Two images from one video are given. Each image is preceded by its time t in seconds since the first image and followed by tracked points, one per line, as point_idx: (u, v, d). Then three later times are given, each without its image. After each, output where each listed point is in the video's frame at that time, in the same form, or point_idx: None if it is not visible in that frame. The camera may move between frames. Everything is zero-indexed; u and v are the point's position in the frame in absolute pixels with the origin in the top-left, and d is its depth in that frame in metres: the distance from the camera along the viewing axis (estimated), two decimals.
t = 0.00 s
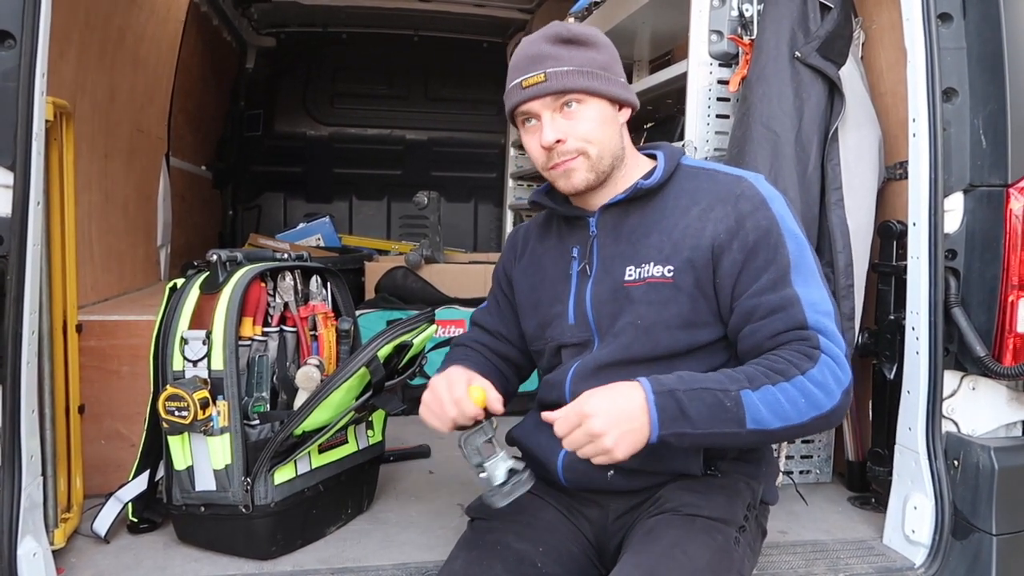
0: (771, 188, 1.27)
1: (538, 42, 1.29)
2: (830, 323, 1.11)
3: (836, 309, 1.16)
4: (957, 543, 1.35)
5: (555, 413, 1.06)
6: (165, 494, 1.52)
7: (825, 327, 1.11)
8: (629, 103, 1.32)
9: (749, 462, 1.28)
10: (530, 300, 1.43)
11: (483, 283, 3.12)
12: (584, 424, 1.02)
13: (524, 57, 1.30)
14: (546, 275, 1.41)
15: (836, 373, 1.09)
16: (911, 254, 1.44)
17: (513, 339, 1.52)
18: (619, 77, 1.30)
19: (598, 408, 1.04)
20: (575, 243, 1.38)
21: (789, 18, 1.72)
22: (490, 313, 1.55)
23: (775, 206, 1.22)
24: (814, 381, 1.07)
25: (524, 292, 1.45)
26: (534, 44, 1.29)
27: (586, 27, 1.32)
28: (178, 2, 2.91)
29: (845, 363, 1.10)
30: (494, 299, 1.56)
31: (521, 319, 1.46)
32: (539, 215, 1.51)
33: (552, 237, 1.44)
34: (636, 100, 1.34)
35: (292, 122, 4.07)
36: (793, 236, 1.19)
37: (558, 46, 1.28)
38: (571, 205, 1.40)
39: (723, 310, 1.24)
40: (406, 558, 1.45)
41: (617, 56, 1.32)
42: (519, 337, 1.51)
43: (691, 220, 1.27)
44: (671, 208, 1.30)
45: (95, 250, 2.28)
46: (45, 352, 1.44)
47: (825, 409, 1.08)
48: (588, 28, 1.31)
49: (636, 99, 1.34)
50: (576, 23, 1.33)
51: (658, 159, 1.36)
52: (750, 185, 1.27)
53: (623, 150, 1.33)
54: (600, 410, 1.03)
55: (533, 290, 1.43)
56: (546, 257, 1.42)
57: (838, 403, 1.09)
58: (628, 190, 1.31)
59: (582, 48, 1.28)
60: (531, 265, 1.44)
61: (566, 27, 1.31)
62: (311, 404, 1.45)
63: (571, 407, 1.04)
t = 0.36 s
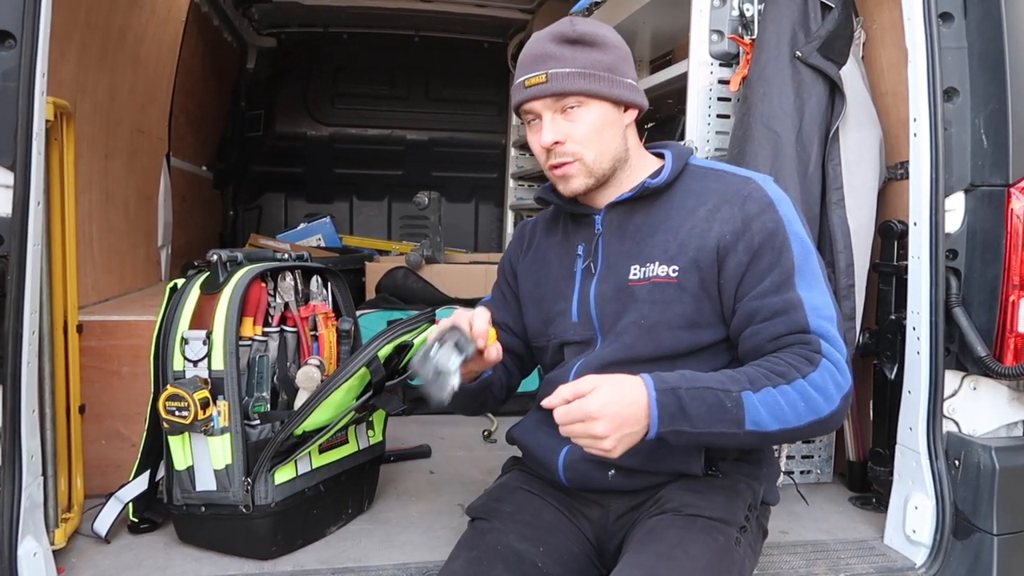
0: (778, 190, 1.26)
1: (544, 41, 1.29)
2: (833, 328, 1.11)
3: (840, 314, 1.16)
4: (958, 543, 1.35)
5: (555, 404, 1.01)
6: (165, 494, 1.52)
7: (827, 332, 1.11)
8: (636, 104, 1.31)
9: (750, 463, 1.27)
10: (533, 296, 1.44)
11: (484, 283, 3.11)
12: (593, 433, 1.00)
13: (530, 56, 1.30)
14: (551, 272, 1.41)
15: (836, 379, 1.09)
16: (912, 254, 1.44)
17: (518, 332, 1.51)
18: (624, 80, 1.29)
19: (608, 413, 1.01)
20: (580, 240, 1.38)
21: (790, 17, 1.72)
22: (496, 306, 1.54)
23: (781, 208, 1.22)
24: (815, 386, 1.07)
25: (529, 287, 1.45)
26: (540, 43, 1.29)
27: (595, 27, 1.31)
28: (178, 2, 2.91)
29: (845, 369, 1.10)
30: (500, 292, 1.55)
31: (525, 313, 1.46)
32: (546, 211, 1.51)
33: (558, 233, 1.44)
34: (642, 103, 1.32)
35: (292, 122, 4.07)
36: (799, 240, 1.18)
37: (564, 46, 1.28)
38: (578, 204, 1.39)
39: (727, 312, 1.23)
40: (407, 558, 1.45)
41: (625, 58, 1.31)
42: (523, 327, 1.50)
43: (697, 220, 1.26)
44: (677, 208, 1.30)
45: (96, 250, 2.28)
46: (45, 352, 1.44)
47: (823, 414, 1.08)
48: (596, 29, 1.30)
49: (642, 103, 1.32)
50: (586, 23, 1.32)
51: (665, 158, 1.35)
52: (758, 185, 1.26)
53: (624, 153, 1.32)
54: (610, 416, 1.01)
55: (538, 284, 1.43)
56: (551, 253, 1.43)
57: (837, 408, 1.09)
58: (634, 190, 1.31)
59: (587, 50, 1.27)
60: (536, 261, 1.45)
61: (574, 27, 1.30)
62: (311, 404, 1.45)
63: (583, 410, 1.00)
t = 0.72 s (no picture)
0: (780, 191, 1.26)
1: (549, 37, 1.29)
2: (831, 330, 1.11)
3: (839, 316, 1.16)
4: (958, 543, 1.35)
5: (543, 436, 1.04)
6: (165, 494, 1.52)
7: (825, 334, 1.10)
8: (639, 102, 1.31)
9: (750, 463, 1.27)
10: (533, 294, 1.44)
11: (483, 283, 3.11)
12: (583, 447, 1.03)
13: (535, 52, 1.30)
14: (551, 272, 1.41)
15: (832, 381, 1.09)
16: (912, 254, 1.44)
17: (517, 330, 1.51)
18: (628, 77, 1.29)
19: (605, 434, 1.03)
20: (581, 240, 1.38)
21: (790, 17, 1.72)
22: (494, 305, 1.53)
23: (783, 210, 1.21)
24: (810, 390, 1.07)
25: (529, 286, 1.45)
26: (545, 39, 1.29)
27: (600, 24, 1.31)
28: (178, 2, 2.90)
29: (843, 372, 1.10)
30: (499, 291, 1.54)
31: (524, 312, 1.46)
32: (546, 209, 1.51)
33: (558, 232, 1.44)
34: (646, 101, 1.32)
35: (292, 122, 4.07)
36: (800, 241, 1.18)
37: (569, 43, 1.28)
38: (580, 202, 1.39)
39: (728, 312, 1.23)
40: (407, 557, 1.45)
41: (630, 55, 1.31)
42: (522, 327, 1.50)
43: (699, 221, 1.26)
44: (680, 207, 1.29)
45: (96, 250, 2.28)
46: (45, 352, 1.44)
47: (820, 417, 1.09)
48: (601, 26, 1.30)
49: (646, 101, 1.32)
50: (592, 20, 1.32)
51: (667, 158, 1.35)
52: (761, 187, 1.26)
53: (628, 151, 1.32)
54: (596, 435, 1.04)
55: (537, 284, 1.43)
56: (551, 252, 1.43)
57: (835, 410, 1.09)
58: (637, 189, 1.30)
59: (592, 46, 1.27)
60: (536, 262, 1.45)
61: (580, 24, 1.30)
62: (310, 404, 1.45)
63: (576, 435, 1.02)
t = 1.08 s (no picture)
0: (777, 190, 1.26)
1: (530, 59, 1.27)
2: (829, 328, 1.11)
3: (837, 314, 1.16)
4: (958, 542, 1.35)
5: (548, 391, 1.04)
6: (166, 493, 1.52)
7: (822, 331, 1.11)
8: (632, 105, 1.29)
9: (750, 462, 1.27)
10: (535, 298, 1.44)
11: (484, 283, 3.11)
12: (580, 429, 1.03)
13: (518, 75, 1.28)
14: (551, 274, 1.41)
15: (830, 379, 1.09)
16: (912, 253, 1.44)
17: (527, 339, 1.53)
18: (615, 86, 1.26)
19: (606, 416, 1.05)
20: (580, 241, 1.38)
21: (790, 17, 1.72)
22: (502, 318, 1.55)
23: (780, 209, 1.21)
24: (808, 387, 1.08)
25: (530, 290, 1.46)
26: (526, 61, 1.27)
27: (580, 35, 1.27)
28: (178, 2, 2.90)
29: (840, 370, 1.10)
30: (504, 302, 1.56)
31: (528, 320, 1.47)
32: (547, 210, 1.51)
33: (556, 235, 1.44)
34: (637, 104, 1.30)
35: (293, 122, 4.07)
36: (797, 239, 1.18)
37: (550, 63, 1.25)
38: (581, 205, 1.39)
39: (726, 311, 1.23)
40: (407, 557, 1.45)
41: (614, 61, 1.28)
42: (530, 335, 1.52)
43: (696, 220, 1.26)
44: (677, 208, 1.29)
45: (96, 250, 2.28)
46: (45, 352, 1.44)
47: (817, 414, 1.09)
48: (581, 37, 1.27)
49: (637, 104, 1.30)
50: (570, 30, 1.28)
51: (665, 158, 1.35)
52: (757, 186, 1.26)
53: (624, 158, 1.32)
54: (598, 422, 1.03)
55: (538, 285, 1.43)
56: (550, 255, 1.43)
57: (831, 408, 1.09)
58: (635, 190, 1.30)
59: (574, 62, 1.25)
60: (536, 262, 1.45)
61: (559, 39, 1.27)
62: (311, 404, 1.45)
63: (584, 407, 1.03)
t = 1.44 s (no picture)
0: (776, 191, 1.25)
1: (526, 60, 1.26)
2: (828, 331, 1.11)
3: (836, 316, 1.16)
4: (959, 543, 1.35)
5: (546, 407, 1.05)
6: (166, 493, 1.52)
7: (821, 334, 1.11)
8: (630, 103, 1.29)
9: (749, 462, 1.27)
10: (535, 298, 1.44)
11: (484, 283, 3.11)
12: (589, 439, 1.03)
13: (514, 76, 1.28)
14: (552, 274, 1.41)
15: (829, 383, 1.09)
16: (913, 254, 1.44)
17: (527, 339, 1.52)
18: (612, 84, 1.26)
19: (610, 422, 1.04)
20: (580, 241, 1.38)
21: (791, 17, 1.72)
22: (503, 318, 1.56)
23: (780, 210, 1.21)
24: (807, 391, 1.08)
25: (530, 290, 1.46)
26: (521, 62, 1.27)
27: (575, 34, 1.27)
28: (178, 2, 2.90)
29: (839, 373, 1.10)
30: (505, 303, 1.56)
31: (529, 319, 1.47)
32: (547, 211, 1.51)
33: (557, 236, 1.44)
34: (634, 102, 1.29)
35: (293, 122, 4.07)
36: (796, 241, 1.17)
37: (546, 63, 1.25)
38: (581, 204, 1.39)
39: (725, 312, 1.23)
40: (407, 557, 1.45)
41: (609, 60, 1.27)
42: (530, 335, 1.51)
43: (696, 221, 1.26)
44: (676, 209, 1.29)
45: (97, 249, 2.28)
46: (46, 352, 1.44)
47: (817, 418, 1.09)
48: (575, 37, 1.27)
49: (634, 102, 1.29)
50: (565, 30, 1.28)
51: (666, 158, 1.34)
52: (757, 187, 1.25)
53: (623, 157, 1.31)
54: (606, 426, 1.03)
55: (539, 286, 1.43)
56: (551, 256, 1.43)
57: (831, 410, 1.09)
58: (635, 190, 1.30)
59: (569, 62, 1.25)
60: (537, 263, 1.45)
61: (554, 39, 1.27)
62: (311, 404, 1.45)
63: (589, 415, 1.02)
